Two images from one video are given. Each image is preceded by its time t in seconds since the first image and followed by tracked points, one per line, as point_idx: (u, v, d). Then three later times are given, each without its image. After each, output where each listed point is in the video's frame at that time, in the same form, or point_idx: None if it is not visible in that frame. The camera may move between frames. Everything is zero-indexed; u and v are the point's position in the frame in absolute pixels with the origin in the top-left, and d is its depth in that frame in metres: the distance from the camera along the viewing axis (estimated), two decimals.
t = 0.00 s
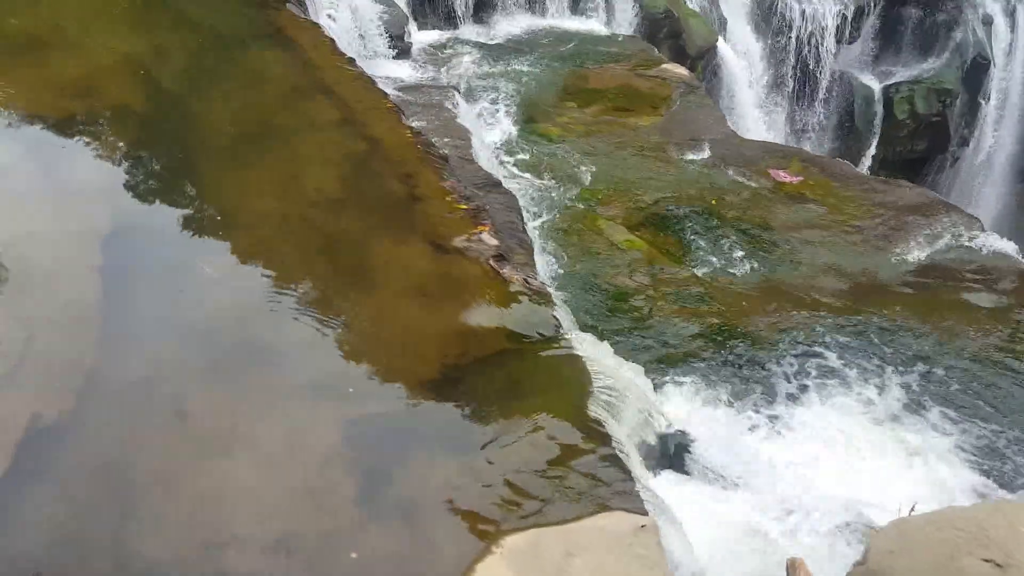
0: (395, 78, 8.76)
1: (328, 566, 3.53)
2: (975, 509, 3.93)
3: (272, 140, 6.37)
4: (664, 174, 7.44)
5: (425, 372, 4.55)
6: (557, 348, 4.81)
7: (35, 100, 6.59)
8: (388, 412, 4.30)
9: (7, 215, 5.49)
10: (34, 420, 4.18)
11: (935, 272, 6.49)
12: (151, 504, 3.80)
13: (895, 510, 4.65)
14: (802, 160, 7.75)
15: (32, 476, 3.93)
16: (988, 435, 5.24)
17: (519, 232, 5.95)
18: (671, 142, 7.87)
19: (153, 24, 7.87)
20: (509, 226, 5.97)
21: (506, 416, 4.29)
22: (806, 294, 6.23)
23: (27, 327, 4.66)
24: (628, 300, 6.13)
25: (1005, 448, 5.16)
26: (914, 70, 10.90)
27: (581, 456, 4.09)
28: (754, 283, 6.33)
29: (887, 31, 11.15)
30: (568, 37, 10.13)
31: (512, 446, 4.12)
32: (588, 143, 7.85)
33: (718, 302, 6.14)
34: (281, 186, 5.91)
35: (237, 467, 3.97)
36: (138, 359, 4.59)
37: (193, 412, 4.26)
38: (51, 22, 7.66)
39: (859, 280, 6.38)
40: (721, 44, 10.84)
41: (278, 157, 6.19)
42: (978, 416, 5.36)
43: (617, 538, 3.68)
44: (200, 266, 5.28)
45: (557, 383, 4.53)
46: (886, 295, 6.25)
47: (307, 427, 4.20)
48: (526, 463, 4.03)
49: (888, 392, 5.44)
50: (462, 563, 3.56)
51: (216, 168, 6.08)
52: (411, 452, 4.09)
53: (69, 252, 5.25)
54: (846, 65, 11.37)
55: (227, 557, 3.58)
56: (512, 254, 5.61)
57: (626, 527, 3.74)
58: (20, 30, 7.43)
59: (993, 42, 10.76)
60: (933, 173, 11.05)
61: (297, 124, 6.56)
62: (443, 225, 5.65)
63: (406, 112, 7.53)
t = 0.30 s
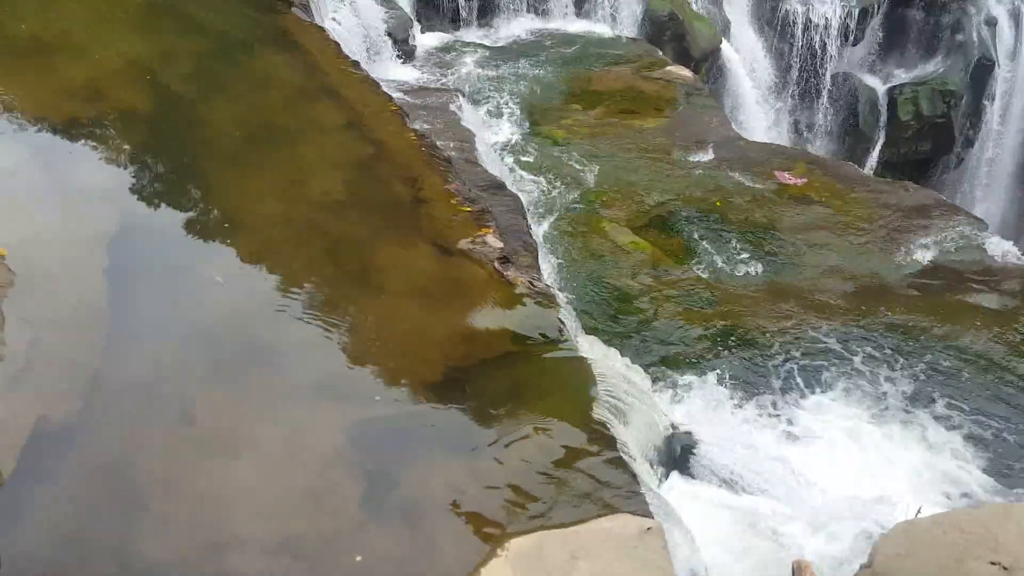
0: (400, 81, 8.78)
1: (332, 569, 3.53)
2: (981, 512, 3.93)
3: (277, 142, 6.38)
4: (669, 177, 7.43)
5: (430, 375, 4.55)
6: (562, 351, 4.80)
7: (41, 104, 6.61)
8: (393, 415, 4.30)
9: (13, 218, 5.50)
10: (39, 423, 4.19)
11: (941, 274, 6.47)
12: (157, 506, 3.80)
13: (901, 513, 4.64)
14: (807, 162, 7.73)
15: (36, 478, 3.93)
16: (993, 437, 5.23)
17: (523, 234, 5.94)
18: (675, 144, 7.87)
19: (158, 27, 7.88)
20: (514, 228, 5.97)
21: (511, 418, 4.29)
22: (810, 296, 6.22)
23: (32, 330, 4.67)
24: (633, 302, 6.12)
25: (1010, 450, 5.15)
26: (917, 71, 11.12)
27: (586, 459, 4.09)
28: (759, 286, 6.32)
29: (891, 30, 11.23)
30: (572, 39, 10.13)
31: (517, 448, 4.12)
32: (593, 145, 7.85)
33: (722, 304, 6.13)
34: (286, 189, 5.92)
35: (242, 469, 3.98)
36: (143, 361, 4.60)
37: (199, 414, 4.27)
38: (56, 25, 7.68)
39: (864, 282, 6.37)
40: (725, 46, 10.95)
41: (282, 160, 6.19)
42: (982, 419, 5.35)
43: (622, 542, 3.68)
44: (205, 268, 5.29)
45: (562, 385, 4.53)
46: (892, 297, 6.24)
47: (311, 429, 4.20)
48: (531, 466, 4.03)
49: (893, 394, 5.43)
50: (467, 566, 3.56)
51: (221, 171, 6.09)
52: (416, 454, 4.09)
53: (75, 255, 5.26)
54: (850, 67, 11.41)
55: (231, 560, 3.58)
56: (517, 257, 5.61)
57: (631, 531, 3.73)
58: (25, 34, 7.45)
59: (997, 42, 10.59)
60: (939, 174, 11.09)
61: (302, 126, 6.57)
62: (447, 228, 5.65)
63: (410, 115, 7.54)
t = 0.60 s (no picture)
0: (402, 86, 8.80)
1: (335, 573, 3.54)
2: (984, 517, 3.91)
3: (279, 147, 6.40)
4: (671, 181, 7.43)
5: (432, 378, 4.56)
6: (564, 354, 4.81)
7: (44, 109, 6.63)
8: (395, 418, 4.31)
9: (16, 223, 5.51)
10: (42, 427, 4.19)
11: (944, 278, 6.47)
12: (159, 510, 3.81)
13: (905, 516, 4.63)
14: (809, 165, 7.74)
15: (40, 481, 3.94)
16: (997, 440, 5.23)
17: (525, 238, 5.96)
18: (678, 149, 7.87)
19: (161, 32, 7.89)
20: (516, 233, 5.98)
21: (513, 422, 4.29)
22: (812, 300, 6.22)
23: (35, 334, 4.67)
24: (635, 306, 6.13)
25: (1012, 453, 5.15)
26: (918, 75, 11.24)
27: (588, 462, 4.09)
28: (761, 289, 6.32)
29: (893, 37, 11.33)
30: (574, 45, 10.14)
31: (519, 453, 4.12)
32: (595, 149, 7.86)
33: (724, 308, 6.14)
34: (289, 193, 5.94)
35: (245, 473, 3.98)
36: (146, 365, 4.60)
37: (202, 419, 4.27)
38: (60, 31, 7.70)
39: (867, 285, 6.37)
40: (726, 49, 10.84)
41: (284, 164, 6.21)
42: (988, 422, 5.36)
43: (625, 546, 3.68)
44: (208, 273, 5.30)
45: (564, 389, 4.53)
46: (894, 301, 6.24)
47: (314, 433, 4.21)
48: (534, 470, 4.03)
49: (892, 400, 5.43)
50: (470, 570, 3.56)
51: (224, 175, 6.11)
52: (419, 457, 4.10)
53: (79, 259, 5.27)
54: (854, 70, 11.51)
55: (234, 564, 3.58)
56: (519, 261, 5.62)
57: (634, 535, 3.74)
58: (29, 40, 7.47)
59: (997, 47, 10.73)
60: (941, 177, 11.32)
61: (305, 131, 6.59)
62: (450, 232, 5.67)
63: (413, 120, 7.56)
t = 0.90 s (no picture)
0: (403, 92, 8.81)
1: None
2: (987, 522, 3.92)
3: (280, 154, 6.40)
4: (672, 187, 7.44)
5: (434, 384, 4.56)
6: (566, 360, 4.81)
7: (46, 117, 6.64)
8: (398, 425, 4.31)
9: (18, 230, 5.51)
10: (44, 434, 4.18)
11: (944, 283, 6.48)
12: (162, 519, 3.81)
13: (907, 522, 4.63)
14: (809, 171, 7.75)
15: (43, 490, 3.93)
16: (1000, 446, 5.24)
17: (527, 245, 5.97)
18: (678, 154, 7.88)
19: (162, 39, 7.90)
20: (518, 239, 5.99)
21: (515, 428, 4.28)
22: (814, 306, 6.22)
23: (37, 341, 4.67)
24: (636, 312, 6.13)
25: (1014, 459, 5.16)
26: (917, 82, 11.27)
27: (590, 468, 4.08)
28: (762, 295, 6.32)
29: (893, 41, 11.44)
30: (574, 50, 10.15)
31: (521, 459, 4.11)
32: (595, 155, 7.87)
33: (725, 313, 6.14)
34: (290, 200, 5.93)
35: (248, 480, 3.98)
36: (148, 373, 4.60)
37: (204, 426, 4.27)
38: (61, 38, 7.70)
39: (867, 291, 6.38)
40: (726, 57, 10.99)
41: (285, 171, 6.21)
42: (990, 427, 5.36)
43: (628, 552, 3.67)
44: (210, 280, 5.31)
45: (566, 395, 4.53)
46: (895, 306, 6.24)
47: (317, 439, 4.20)
48: (537, 476, 4.02)
49: (894, 406, 5.43)
50: None
51: (225, 182, 6.12)
52: (421, 464, 4.09)
53: (81, 266, 5.27)
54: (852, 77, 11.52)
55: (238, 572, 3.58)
56: (521, 267, 5.62)
57: (637, 541, 3.73)
58: (31, 47, 7.48)
59: (996, 52, 10.93)
60: (940, 183, 11.25)
61: (307, 137, 6.60)
62: (451, 239, 5.67)
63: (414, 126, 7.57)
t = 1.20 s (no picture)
0: (403, 98, 8.83)
1: None
2: (987, 527, 3.92)
3: (282, 159, 6.41)
4: (672, 193, 7.45)
5: (435, 388, 4.56)
6: (566, 366, 4.82)
7: (48, 122, 6.65)
8: (397, 430, 4.30)
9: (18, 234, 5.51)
10: (44, 438, 4.19)
11: (945, 288, 6.49)
12: (162, 523, 3.81)
13: (908, 527, 4.63)
14: (808, 177, 7.76)
15: (43, 493, 3.94)
16: (999, 452, 5.24)
17: (527, 250, 5.98)
18: (678, 160, 7.90)
19: (163, 44, 7.92)
20: (518, 244, 6.00)
21: (515, 433, 4.28)
22: (815, 311, 6.23)
23: (39, 345, 4.68)
24: (636, 317, 6.14)
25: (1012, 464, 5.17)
26: (917, 85, 11.52)
27: (590, 474, 4.08)
28: (762, 300, 6.33)
29: (893, 48, 11.62)
30: (574, 56, 10.16)
31: (521, 464, 4.11)
32: (595, 161, 7.89)
33: (726, 319, 6.15)
34: (291, 205, 5.94)
35: (248, 483, 3.98)
36: (149, 377, 4.61)
37: (204, 429, 4.27)
38: (63, 43, 7.72)
39: (868, 296, 6.39)
40: (726, 65, 11.08)
41: (287, 176, 6.23)
42: (989, 433, 5.37)
43: (627, 557, 3.67)
44: (210, 284, 5.31)
45: (566, 400, 4.53)
46: (895, 312, 6.25)
47: (317, 443, 4.20)
48: (536, 481, 4.02)
49: (896, 412, 5.43)
50: None
51: (226, 186, 6.14)
52: (421, 469, 4.09)
53: (81, 270, 5.28)
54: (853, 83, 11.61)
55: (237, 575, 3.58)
56: (521, 272, 5.63)
57: (636, 547, 3.72)
58: (33, 53, 7.50)
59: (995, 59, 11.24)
60: (942, 189, 11.56)
61: (307, 142, 6.61)
62: (451, 244, 5.67)
63: (415, 132, 7.59)
